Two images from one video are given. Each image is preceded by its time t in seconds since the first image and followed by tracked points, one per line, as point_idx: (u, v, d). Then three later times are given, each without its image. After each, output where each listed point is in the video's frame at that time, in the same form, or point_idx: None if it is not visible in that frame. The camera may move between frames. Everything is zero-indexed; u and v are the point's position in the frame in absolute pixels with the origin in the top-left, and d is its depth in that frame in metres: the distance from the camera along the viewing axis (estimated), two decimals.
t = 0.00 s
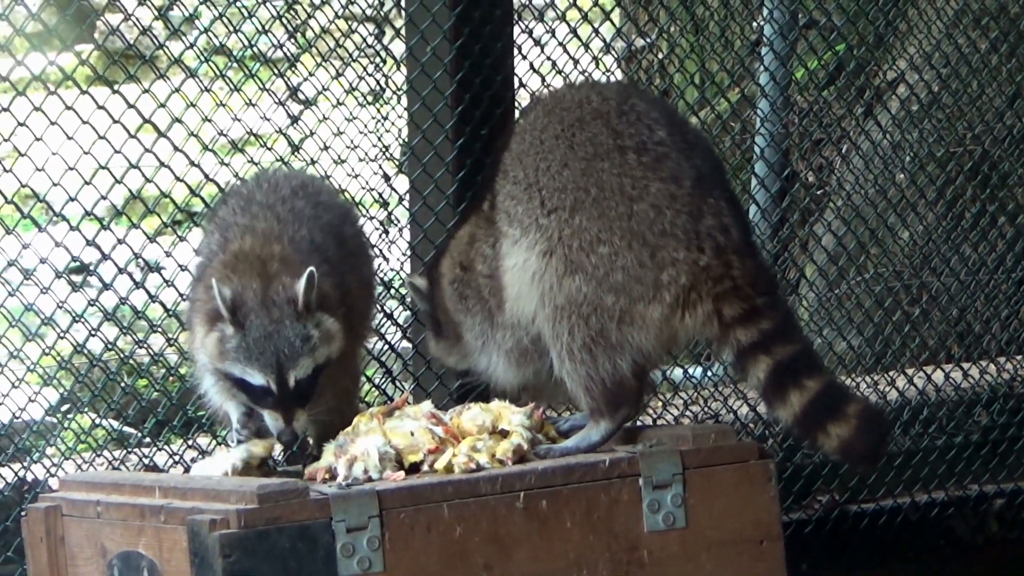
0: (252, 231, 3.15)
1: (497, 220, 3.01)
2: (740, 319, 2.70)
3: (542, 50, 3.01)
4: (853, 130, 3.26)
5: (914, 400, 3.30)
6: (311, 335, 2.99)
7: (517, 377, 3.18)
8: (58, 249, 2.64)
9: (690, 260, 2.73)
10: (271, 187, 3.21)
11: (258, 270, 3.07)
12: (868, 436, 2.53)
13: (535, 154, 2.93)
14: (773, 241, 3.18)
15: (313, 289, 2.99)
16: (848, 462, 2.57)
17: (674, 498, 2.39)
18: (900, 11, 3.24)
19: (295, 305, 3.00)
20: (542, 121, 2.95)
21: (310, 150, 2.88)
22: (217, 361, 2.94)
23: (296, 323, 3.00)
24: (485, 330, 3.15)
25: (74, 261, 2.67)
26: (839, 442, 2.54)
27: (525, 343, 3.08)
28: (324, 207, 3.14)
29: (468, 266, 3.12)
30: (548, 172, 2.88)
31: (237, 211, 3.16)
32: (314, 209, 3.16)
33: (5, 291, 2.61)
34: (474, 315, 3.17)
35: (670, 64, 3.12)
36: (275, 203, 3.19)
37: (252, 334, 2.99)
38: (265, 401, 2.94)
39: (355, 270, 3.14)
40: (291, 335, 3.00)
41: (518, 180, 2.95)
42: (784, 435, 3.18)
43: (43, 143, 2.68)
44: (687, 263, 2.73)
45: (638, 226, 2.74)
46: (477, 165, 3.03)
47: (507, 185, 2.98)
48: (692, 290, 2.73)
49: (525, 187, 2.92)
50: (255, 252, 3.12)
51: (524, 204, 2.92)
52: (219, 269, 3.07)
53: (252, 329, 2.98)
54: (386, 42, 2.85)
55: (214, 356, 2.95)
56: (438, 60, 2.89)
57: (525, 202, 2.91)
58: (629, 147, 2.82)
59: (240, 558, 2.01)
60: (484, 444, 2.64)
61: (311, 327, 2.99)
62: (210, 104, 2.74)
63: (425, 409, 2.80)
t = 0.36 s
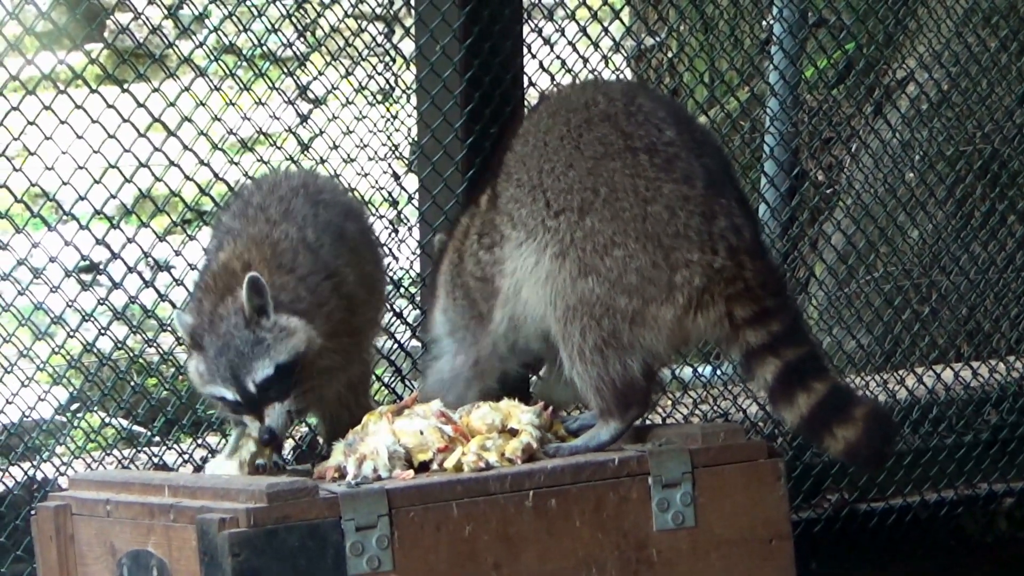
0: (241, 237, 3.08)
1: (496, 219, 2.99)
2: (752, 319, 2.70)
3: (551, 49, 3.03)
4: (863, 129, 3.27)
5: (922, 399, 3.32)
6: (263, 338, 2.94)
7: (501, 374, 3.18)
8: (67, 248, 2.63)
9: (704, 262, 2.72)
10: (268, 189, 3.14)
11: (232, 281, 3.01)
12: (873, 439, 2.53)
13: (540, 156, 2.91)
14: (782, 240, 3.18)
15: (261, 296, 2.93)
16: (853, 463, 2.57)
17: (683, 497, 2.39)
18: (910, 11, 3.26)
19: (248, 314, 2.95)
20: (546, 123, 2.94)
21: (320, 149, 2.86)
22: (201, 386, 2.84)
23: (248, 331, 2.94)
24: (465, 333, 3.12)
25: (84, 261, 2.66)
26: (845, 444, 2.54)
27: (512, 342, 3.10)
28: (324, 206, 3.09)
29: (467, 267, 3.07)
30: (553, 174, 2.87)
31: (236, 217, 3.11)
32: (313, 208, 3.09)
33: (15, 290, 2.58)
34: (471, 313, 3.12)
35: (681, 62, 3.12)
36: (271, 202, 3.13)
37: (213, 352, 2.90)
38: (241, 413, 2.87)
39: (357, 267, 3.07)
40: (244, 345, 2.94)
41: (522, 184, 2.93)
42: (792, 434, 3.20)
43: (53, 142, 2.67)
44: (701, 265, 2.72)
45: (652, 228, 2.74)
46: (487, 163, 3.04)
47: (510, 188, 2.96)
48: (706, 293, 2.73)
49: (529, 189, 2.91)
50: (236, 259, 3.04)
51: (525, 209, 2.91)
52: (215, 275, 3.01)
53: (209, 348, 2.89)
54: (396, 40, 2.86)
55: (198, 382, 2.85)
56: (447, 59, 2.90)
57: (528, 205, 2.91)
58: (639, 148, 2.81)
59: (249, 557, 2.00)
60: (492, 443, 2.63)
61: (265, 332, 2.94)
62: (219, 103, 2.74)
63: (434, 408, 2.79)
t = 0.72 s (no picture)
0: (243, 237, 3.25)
1: (493, 221, 3.02)
2: (755, 314, 2.72)
3: (555, 45, 3.02)
4: (867, 125, 3.26)
5: (926, 395, 3.32)
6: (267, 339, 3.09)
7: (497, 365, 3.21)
8: (70, 243, 2.63)
9: (707, 257, 2.74)
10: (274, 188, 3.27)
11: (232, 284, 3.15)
12: (876, 432, 2.54)
13: (535, 163, 2.96)
14: (785, 237, 3.19)
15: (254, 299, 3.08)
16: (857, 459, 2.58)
17: (687, 493, 2.39)
18: (913, 7, 3.27)
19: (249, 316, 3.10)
20: (539, 126, 3.00)
21: (323, 145, 2.85)
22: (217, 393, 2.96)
23: (252, 336, 3.09)
24: (458, 330, 3.16)
25: (87, 256, 2.67)
26: (848, 438, 2.55)
27: (509, 340, 3.13)
28: (329, 202, 3.24)
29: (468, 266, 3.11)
30: (552, 179, 2.91)
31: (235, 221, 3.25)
32: (318, 205, 3.26)
33: (17, 286, 2.59)
34: (467, 312, 3.15)
35: (683, 58, 3.13)
36: (274, 199, 3.29)
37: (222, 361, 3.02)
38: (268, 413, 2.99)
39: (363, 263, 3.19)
40: (253, 350, 3.08)
41: (518, 189, 2.98)
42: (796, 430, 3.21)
43: (57, 138, 2.66)
44: (704, 260, 2.74)
45: (652, 226, 2.77)
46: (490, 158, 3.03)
47: (505, 194, 3.01)
48: (709, 288, 2.74)
49: (525, 195, 2.96)
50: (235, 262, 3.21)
51: (524, 212, 2.96)
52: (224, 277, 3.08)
53: (218, 358, 3.00)
54: (399, 37, 2.85)
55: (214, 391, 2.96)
56: (450, 55, 2.90)
57: (525, 210, 2.95)
58: (636, 149, 2.84)
59: (253, 553, 2.00)
60: (495, 439, 2.62)
61: (268, 332, 3.09)
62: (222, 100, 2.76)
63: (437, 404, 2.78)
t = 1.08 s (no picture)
0: (270, 228, 3.26)
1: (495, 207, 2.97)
2: (753, 315, 2.70)
3: (555, 40, 3.02)
4: (867, 121, 3.29)
5: (926, 390, 3.31)
6: (307, 352, 3.01)
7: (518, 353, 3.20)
8: (71, 239, 2.62)
9: (706, 257, 2.71)
10: (289, 182, 3.29)
11: (264, 283, 3.13)
12: (875, 436, 2.52)
13: (540, 147, 2.90)
14: (786, 232, 3.20)
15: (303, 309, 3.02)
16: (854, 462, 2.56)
17: (687, 488, 2.39)
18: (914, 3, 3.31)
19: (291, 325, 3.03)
20: (546, 115, 2.93)
21: (325, 141, 2.86)
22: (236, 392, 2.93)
23: (292, 345, 3.02)
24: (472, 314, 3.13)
25: (88, 252, 2.65)
26: (846, 441, 2.53)
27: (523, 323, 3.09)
28: (345, 199, 3.24)
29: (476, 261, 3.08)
30: (555, 165, 2.86)
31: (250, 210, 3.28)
32: (334, 203, 3.26)
33: (18, 282, 2.59)
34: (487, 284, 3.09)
35: (684, 53, 3.16)
36: (293, 194, 3.30)
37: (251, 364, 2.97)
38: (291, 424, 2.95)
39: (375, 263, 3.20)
40: (290, 360, 3.02)
41: (523, 172, 2.92)
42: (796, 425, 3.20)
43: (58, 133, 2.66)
44: (702, 260, 2.72)
45: (653, 224, 2.74)
46: (491, 153, 3.02)
47: (512, 176, 2.94)
48: (708, 288, 2.72)
49: (529, 180, 2.90)
50: (264, 259, 3.19)
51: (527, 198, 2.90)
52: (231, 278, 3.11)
53: (249, 359, 2.97)
54: (400, 32, 2.86)
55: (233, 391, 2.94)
56: (451, 51, 2.89)
57: (529, 194, 2.89)
58: (640, 145, 2.79)
59: (253, 548, 2.00)
60: (496, 434, 2.62)
61: (308, 344, 3.02)
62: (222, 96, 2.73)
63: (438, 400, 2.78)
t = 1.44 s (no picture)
0: (272, 218, 3.25)
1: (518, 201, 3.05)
2: (756, 307, 2.71)
3: (553, 37, 3.03)
4: (865, 118, 3.27)
5: (923, 388, 3.33)
6: (300, 345, 3.06)
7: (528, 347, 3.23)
8: (68, 236, 2.62)
9: (717, 246, 2.74)
10: (289, 174, 3.31)
11: (267, 269, 3.14)
12: (867, 440, 2.48)
13: (556, 137, 2.97)
14: (783, 229, 3.20)
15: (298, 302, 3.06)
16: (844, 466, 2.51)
17: (684, 486, 2.38)
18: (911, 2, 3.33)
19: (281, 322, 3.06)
20: (561, 105, 3.00)
21: (321, 138, 2.85)
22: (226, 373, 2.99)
23: (285, 337, 3.06)
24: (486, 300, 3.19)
25: (85, 248, 2.66)
26: (837, 441, 2.49)
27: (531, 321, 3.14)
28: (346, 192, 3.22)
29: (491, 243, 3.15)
30: (572, 154, 2.91)
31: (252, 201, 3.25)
32: (335, 195, 3.25)
33: (16, 278, 2.59)
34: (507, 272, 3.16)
35: (681, 51, 3.16)
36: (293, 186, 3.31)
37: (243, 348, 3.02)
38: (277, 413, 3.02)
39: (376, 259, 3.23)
40: (281, 352, 3.06)
41: (538, 164, 2.98)
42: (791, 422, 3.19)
43: (55, 131, 2.67)
44: (714, 249, 2.74)
45: (669, 212, 2.76)
46: (487, 151, 3.10)
47: (527, 169, 3.02)
48: (717, 278, 2.73)
49: (546, 170, 2.96)
50: (270, 244, 3.19)
51: (544, 187, 2.95)
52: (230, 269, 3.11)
53: (242, 342, 3.00)
54: (398, 30, 2.85)
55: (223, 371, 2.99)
56: (449, 48, 2.90)
57: (546, 184, 2.95)
58: (657, 131, 2.85)
59: (250, 545, 2.00)
60: (493, 432, 2.61)
61: (302, 338, 3.06)
62: (219, 92, 2.72)
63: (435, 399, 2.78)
